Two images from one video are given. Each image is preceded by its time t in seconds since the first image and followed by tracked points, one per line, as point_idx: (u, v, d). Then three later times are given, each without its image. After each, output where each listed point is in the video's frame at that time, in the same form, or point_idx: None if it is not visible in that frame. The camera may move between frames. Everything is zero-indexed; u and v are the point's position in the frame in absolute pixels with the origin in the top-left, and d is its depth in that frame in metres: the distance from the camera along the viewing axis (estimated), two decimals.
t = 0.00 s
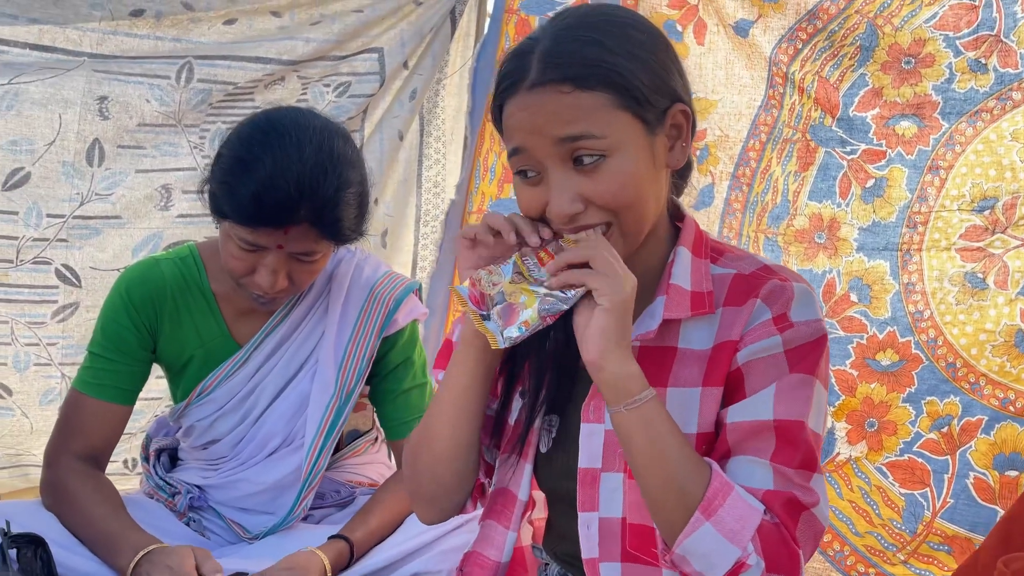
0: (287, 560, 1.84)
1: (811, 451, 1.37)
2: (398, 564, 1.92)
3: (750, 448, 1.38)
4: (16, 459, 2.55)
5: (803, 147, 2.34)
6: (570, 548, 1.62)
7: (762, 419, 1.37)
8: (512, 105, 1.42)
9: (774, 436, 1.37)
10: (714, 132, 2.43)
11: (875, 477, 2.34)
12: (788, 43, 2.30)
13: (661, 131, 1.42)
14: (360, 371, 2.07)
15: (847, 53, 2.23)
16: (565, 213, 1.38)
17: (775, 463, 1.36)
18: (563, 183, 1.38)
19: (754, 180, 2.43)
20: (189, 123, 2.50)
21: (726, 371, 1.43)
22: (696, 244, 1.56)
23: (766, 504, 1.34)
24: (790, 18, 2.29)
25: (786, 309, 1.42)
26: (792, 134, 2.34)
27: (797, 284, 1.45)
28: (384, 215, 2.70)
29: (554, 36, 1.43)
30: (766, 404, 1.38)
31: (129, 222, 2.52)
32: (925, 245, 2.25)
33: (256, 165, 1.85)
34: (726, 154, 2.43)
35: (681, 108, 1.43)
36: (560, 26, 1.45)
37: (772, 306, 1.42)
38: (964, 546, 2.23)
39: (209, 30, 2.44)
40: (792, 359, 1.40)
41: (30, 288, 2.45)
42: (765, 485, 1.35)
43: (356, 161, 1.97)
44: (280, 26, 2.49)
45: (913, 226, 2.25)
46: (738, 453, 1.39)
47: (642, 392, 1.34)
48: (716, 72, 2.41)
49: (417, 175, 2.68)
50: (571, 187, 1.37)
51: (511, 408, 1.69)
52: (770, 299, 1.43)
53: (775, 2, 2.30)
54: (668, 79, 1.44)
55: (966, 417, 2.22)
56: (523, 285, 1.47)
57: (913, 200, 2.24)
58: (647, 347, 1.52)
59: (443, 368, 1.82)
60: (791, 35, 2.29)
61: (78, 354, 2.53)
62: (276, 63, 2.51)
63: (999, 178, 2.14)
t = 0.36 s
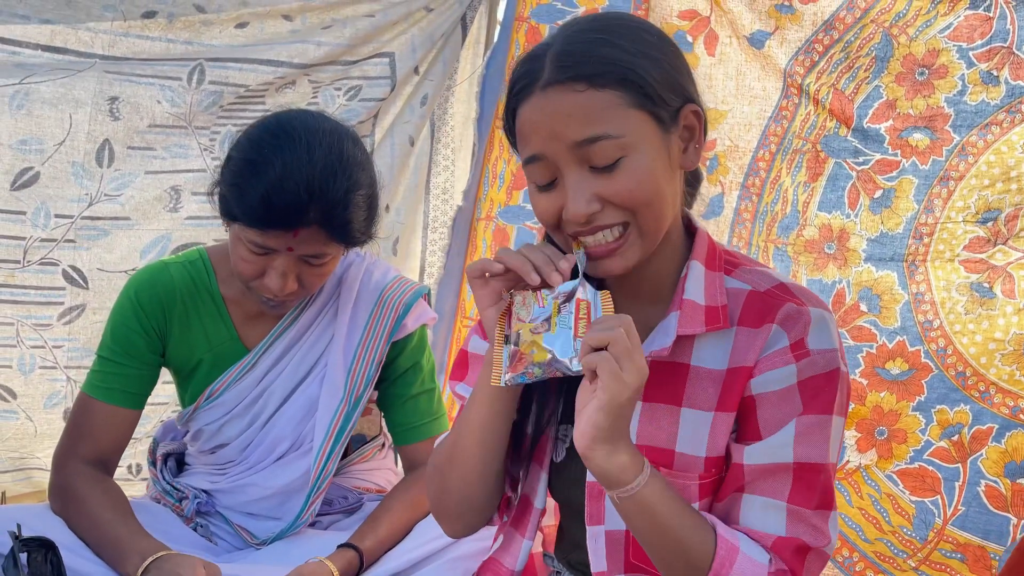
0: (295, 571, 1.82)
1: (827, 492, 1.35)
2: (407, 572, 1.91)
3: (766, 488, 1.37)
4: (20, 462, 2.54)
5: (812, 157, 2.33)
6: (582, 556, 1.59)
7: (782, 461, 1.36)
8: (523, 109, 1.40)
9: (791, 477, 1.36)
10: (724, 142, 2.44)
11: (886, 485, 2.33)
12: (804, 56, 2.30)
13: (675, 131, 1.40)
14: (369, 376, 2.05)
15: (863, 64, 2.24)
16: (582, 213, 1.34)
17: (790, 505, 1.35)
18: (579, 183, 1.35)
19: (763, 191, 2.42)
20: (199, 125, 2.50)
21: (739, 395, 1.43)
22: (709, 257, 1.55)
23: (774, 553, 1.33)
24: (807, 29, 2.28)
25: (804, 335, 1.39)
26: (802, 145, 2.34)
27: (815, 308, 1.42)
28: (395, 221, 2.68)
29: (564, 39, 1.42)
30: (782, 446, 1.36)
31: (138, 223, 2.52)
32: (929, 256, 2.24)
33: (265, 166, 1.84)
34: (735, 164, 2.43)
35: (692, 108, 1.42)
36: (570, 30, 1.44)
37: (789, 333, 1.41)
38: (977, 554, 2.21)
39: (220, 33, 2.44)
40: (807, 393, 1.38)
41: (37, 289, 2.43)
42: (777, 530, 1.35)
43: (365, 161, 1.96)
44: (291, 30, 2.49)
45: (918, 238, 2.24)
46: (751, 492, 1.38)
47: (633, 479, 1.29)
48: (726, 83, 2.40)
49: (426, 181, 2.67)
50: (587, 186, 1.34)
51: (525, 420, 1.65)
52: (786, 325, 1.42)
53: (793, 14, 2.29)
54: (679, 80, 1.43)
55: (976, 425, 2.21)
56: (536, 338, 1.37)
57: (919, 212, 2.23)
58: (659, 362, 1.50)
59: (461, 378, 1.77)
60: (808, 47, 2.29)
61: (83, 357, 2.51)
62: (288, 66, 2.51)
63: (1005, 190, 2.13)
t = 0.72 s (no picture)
0: None
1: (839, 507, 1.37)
2: None
3: (777, 511, 1.37)
4: (9, 473, 2.51)
5: (806, 167, 2.35)
6: (574, 567, 1.59)
7: (790, 483, 1.36)
8: (515, 121, 1.41)
9: (801, 499, 1.36)
10: (718, 153, 2.45)
11: (878, 496, 2.34)
12: (810, 63, 2.30)
13: (662, 150, 1.39)
14: (363, 387, 2.04)
15: (866, 73, 2.24)
16: (564, 229, 1.36)
17: (804, 527, 1.35)
18: (563, 200, 1.36)
19: (756, 201, 2.43)
20: (194, 132, 2.51)
21: (731, 410, 1.44)
22: (700, 270, 1.53)
23: None
24: (811, 38, 2.28)
25: (797, 350, 1.40)
26: (796, 156, 2.35)
27: (805, 322, 1.42)
28: (390, 230, 2.68)
29: (558, 53, 1.41)
30: (792, 469, 1.36)
31: (131, 229, 2.51)
32: (926, 266, 2.23)
33: (260, 175, 1.84)
34: (729, 174, 2.45)
35: (682, 128, 1.41)
36: (566, 41, 1.43)
37: (781, 348, 1.41)
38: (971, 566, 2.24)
39: (216, 41, 2.44)
40: (803, 408, 1.39)
41: (28, 296, 2.41)
42: (793, 555, 1.35)
43: (360, 170, 1.96)
44: (287, 38, 2.48)
45: (914, 246, 2.23)
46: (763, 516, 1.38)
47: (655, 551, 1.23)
48: (720, 93, 2.41)
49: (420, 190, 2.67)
50: (571, 202, 1.36)
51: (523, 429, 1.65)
52: (778, 339, 1.41)
53: (796, 22, 2.29)
54: (671, 99, 1.41)
55: (968, 437, 2.20)
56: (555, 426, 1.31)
57: (914, 221, 2.23)
58: (650, 375, 1.50)
59: (456, 393, 1.78)
60: (811, 56, 2.30)
61: (73, 366, 2.50)
62: (283, 74, 2.51)
63: (997, 200, 2.13)
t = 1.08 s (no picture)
0: None
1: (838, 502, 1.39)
2: None
3: (780, 514, 1.39)
4: None
5: (796, 172, 2.34)
6: None
7: (791, 483, 1.38)
8: (534, 134, 1.44)
9: (803, 499, 1.38)
10: (708, 157, 2.45)
11: (870, 503, 2.33)
12: (797, 68, 2.31)
13: (669, 172, 1.47)
14: (352, 397, 2.02)
15: (855, 78, 2.24)
16: (584, 241, 1.37)
17: (808, 527, 1.38)
18: (583, 213, 1.39)
19: (747, 206, 2.42)
20: (182, 138, 2.48)
21: (725, 412, 1.46)
22: (689, 278, 1.58)
23: None
24: (798, 43, 2.28)
25: (788, 349, 1.41)
26: (786, 160, 2.35)
27: (794, 320, 1.44)
28: (383, 236, 2.65)
29: (573, 68, 1.49)
30: (791, 466, 1.38)
31: (118, 236, 2.48)
32: (919, 270, 2.23)
33: (258, 178, 1.82)
34: (719, 179, 2.44)
35: (685, 151, 1.50)
36: (579, 63, 1.51)
37: (771, 347, 1.43)
38: None
39: (204, 47, 2.45)
40: (796, 406, 1.40)
41: (13, 303, 2.39)
42: (799, 558, 1.37)
43: (357, 177, 1.95)
44: (276, 44, 2.51)
45: (907, 251, 2.24)
46: (766, 520, 1.40)
47: None
48: (710, 98, 2.41)
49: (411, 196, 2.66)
50: (591, 216, 1.39)
51: (516, 440, 1.73)
52: (767, 339, 1.44)
53: (782, 27, 2.29)
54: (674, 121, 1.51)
55: (960, 443, 2.20)
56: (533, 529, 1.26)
57: (907, 225, 2.23)
58: (645, 386, 1.52)
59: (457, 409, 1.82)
60: (799, 61, 2.30)
61: (60, 376, 2.46)
62: (273, 79, 2.53)
63: (993, 204, 2.13)
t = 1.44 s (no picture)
0: None
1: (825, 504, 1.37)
2: None
3: (764, 513, 1.38)
4: None
5: (783, 176, 2.35)
6: None
7: (775, 481, 1.37)
8: (547, 149, 1.45)
9: (787, 497, 1.37)
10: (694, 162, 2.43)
11: (857, 508, 2.32)
12: (776, 71, 2.32)
13: (676, 192, 1.48)
14: (338, 404, 1.99)
15: (834, 82, 2.26)
16: (590, 255, 1.39)
17: (793, 526, 1.36)
18: (590, 228, 1.41)
19: (734, 210, 2.42)
20: (165, 145, 2.46)
21: (716, 416, 1.45)
22: (680, 292, 1.58)
23: None
24: (777, 47, 2.31)
25: (774, 353, 1.42)
26: (772, 164, 2.36)
27: (781, 327, 1.45)
28: (371, 243, 2.64)
29: (588, 89, 1.49)
30: (775, 466, 1.37)
31: (100, 244, 2.46)
32: (906, 275, 2.23)
33: (249, 180, 1.80)
34: (706, 183, 2.43)
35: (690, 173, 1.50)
36: (594, 81, 1.51)
37: (759, 352, 1.44)
38: None
39: (188, 53, 2.46)
40: (784, 409, 1.40)
41: None
42: (784, 557, 1.35)
43: (346, 181, 1.93)
44: (260, 50, 2.50)
45: (893, 255, 2.24)
46: (751, 519, 1.38)
47: None
48: (695, 102, 2.41)
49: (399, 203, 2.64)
50: (597, 231, 1.40)
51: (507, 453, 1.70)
52: (755, 345, 1.45)
53: (761, 31, 2.32)
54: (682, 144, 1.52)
55: (947, 448, 2.19)
56: None
57: (893, 229, 2.24)
58: (638, 395, 1.51)
59: (441, 425, 1.81)
60: (777, 64, 2.32)
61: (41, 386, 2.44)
62: (257, 86, 2.51)
63: (979, 209, 2.13)
